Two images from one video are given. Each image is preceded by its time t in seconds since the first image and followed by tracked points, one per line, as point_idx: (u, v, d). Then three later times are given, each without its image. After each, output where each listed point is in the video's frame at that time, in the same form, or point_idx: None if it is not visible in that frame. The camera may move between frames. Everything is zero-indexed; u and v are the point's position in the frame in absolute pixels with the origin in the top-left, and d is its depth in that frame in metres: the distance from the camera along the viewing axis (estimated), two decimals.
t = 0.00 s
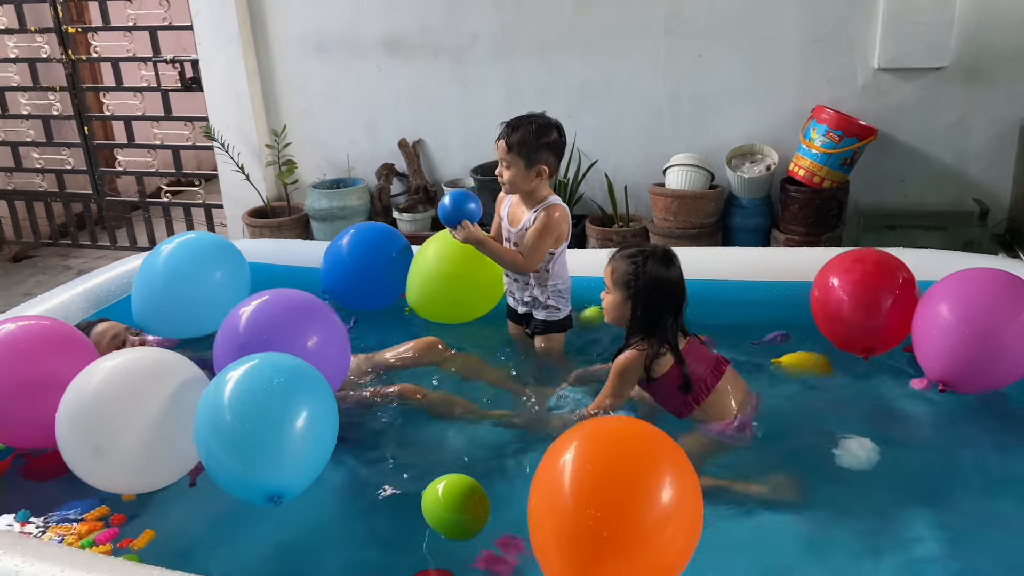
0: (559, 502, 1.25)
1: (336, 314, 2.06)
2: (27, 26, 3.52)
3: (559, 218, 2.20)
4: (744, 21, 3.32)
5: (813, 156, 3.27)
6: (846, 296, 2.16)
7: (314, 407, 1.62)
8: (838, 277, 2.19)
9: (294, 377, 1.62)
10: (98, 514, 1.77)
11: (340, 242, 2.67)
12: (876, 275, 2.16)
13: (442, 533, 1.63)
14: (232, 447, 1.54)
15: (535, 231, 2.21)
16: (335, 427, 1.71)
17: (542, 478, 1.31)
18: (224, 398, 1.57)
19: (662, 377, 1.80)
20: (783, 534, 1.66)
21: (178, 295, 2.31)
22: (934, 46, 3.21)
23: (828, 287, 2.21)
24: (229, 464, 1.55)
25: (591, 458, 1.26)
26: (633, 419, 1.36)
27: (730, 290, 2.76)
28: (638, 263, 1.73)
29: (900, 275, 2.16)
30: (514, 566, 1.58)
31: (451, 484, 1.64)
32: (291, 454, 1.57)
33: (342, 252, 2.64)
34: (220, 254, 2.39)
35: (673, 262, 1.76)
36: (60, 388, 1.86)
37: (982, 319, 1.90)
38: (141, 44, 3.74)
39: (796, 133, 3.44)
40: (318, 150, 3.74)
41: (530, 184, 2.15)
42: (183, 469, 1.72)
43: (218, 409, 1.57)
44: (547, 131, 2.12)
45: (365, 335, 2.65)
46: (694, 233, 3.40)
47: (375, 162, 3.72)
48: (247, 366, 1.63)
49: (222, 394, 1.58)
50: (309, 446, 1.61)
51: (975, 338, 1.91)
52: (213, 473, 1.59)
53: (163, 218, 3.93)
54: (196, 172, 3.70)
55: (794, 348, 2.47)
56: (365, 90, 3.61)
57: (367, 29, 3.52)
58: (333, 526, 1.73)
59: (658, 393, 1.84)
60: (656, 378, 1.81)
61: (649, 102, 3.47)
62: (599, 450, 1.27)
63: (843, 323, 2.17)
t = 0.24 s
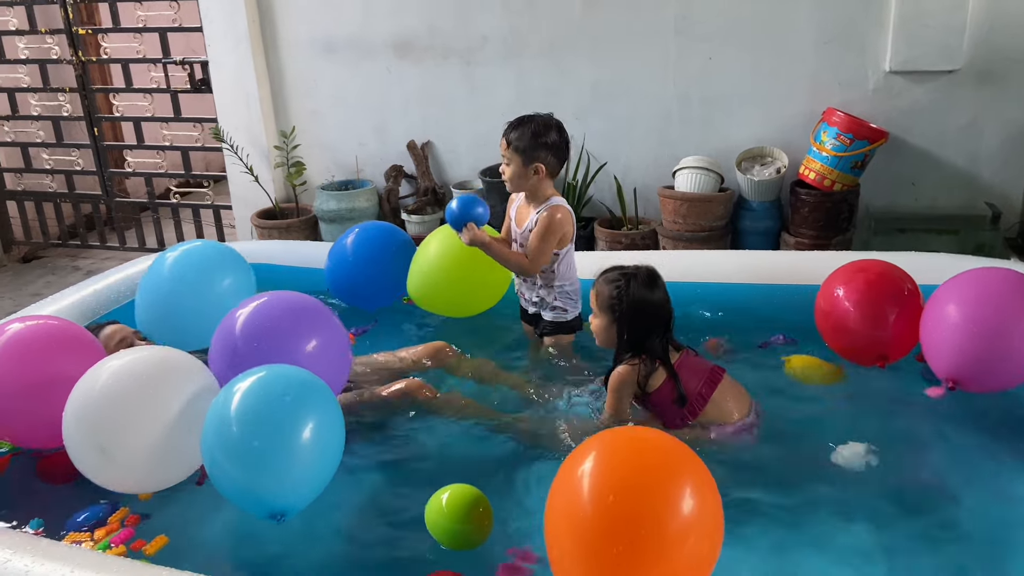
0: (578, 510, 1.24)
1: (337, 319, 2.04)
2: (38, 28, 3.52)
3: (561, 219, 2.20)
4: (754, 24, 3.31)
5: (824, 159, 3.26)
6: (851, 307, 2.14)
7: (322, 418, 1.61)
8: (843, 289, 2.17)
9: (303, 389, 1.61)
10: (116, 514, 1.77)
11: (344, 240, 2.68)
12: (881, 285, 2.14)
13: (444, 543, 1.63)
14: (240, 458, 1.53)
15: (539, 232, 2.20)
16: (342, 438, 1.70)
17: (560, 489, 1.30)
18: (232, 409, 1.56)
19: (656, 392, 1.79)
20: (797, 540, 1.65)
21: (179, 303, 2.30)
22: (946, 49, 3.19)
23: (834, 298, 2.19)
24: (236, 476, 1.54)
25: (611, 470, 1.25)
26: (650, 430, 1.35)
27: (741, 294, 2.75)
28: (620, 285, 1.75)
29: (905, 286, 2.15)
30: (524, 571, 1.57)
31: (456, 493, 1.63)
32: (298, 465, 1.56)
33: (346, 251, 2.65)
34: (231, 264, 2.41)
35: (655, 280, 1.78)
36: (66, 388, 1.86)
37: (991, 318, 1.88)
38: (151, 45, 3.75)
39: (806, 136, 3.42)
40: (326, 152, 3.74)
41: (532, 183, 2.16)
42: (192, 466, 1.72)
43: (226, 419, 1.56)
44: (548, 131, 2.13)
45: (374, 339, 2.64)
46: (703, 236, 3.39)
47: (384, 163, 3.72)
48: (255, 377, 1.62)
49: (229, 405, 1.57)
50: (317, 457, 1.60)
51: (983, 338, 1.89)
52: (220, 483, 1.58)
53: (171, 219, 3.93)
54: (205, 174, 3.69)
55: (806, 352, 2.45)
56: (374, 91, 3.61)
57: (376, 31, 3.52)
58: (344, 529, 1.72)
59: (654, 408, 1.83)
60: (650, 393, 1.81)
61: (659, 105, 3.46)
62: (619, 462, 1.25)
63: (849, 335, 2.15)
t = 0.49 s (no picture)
0: (596, 516, 1.24)
1: (348, 326, 2.03)
2: (47, 30, 3.53)
3: (558, 203, 2.22)
4: (763, 27, 3.30)
5: (833, 163, 3.25)
6: (857, 313, 2.13)
7: (322, 425, 1.61)
8: (849, 294, 2.17)
9: (302, 396, 1.61)
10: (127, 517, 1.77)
11: (349, 246, 2.71)
12: (887, 291, 2.13)
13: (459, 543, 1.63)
14: (241, 467, 1.52)
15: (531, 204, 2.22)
16: (344, 445, 1.70)
17: (579, 497, 1.29)
18: (231, 415, 1.56)
19: (662, 409, 1.80)
20: (810, 547, 1.64)
21: (213, 321, 2.28)
22: (956, 53, 3.18)
23: (838, 303, 2.18)
24: (235, 483, 1.53)
25: (632, 477, 1.24)
26: (669, 436, 1.34)
27: (752, 299, 2.73)
28: (616, 300, 1.77)
29: (912, 290, 2.14)
30: None
31: (470, 495, 1.64)
32: (299, 472, 1.55)
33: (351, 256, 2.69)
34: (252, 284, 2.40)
35: (652, 295, 1.80)
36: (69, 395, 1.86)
37: (998, 330, 1.87)
38: (159, 48, 3.76)
39: (815, 139, 3.41)
40: (334, 155, 3.74)
41: (536, 181, 2.21)
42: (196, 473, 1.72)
43: (226, 426, 1.55)
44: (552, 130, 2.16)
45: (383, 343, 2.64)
46: (712, 240, 3.38)
47: (391, 166, 3.71)
48: (255, 384, 1.62)
49: (229, 411, 1.57)
50: (318, 464, 1.59)
51: (990, 351, 1.88)
52: (220, 490, 1.57)
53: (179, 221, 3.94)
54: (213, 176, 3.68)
55: (817, 358, 2.43)
56: (382, 94, 3.61)
57: (385, 34, 3.52)
58: (355, 534, 1.72)
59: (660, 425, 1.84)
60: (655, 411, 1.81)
61: (667, 108, 3.46)
62: (640, 469, 1.24)
63: (855, 340, 2.14)
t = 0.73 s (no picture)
0: (609, 516, 1.24)
1: (359, 334, 2.04)
2: (56, 34, 3.54)
3: (559, 201, 2.22)
4: (770, 32, 3.30)
5: (839, 167, 3.25)
6: (859, 317, 2.13)
7: (322, 434, 1.61)
8: (851, 297, 2.17)
9: (302, 406, 1.61)
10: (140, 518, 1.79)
11: (350, 249, 2.74)
12: (889, 295, 2.13)
13: (465, 545, 1.63)
14: (239, 478, 1.53)
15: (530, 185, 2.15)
16: (343, 456, 1.70)
17: (591, 497, 1.30)
18: (231, 425, 1.57)
19: (670, 413, 1.78)
20: (816, 553, 1.63)
21: (227, 337, 2.29)
22: (963, 58, 3.17)
23: (840, 308, 2.19)
24: (234, 494, 1.53)
25: (645, 473, 1.24)
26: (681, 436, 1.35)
27: (758, 304, 2.73)
28: (624, 305, 1.75)
29: (915, 296, 2.14)
30: None
31: (476, 496, 1.64)
32: (298, 483, 1.56)
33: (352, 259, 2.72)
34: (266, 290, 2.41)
35: (659, 299, 1.78)
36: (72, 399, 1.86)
37: (1001, 332, 1.87)
38: (167, 52, 3.77)
39: (821, 144, 3.41)
40: (340, 158, 3.75)
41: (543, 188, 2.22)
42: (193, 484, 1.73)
43: (226, 436, 1.56)
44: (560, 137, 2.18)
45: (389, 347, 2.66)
46: (718, 244, 3.38)
47: (397, 170, 3.72)
48: (255, 393, 1.62)
49: (228, 421, 1.58)
50: (317, 474, 1.59)
51: (994, 353, 1.87)
52: (218, 501, 1.57)
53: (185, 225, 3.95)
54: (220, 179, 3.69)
55: (824, 363, 2.43)
56: (388, 98, 3.62)
57: (391, 38, 3.53)
58: (361, 538, 1.72)
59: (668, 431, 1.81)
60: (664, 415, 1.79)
61: (673, 112, 3.46)
62: (656, 467, 1.24)
63: (858, 345, 2.14)
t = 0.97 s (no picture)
0: (588, 522, 1.23)
1: (339, 323, 2.02)
2: (38, 27, 3.55)
3: (565, 208, 2.25)
4: (750, 26, 3.31)
5: (820, 160, 3.25)
6: (837, 309, 2.13)
7: (294, 436, 1.60)
8: (827, 289, 2.17)
9: (272, 404, 1.60)
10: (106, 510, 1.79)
11: (330, 247, 2.74)
12: (864, 286, 2.14)
13: (444, 549, 1.63)
14: (209, 480, 1.52)
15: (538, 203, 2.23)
16: (316, 460, 1.69)
17: (568, 505, 1.29)
18: (201, 425, 1.55)
19: (656, 367, 1.77)
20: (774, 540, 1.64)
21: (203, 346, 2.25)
22: (942, 51, 3.18)
23: (817, 299, 2.19)
24: (204, 497, 1.53)
25: (623, 478, 1.24)
26: (661, 438, 1.35)
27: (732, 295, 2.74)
28: (584, 267, 1.69)
29: (892, 288, 2.14)
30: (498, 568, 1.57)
31: (455, 501, 1.64)
32: (271, 484, 1.55)
33: (331, 257, 2.72)
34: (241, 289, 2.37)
35: (619, 254, 1.73)
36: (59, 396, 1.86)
37: (978, 325, 1.86)
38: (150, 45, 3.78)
39: (802, 137, 3.41)
40: (323, 152, 3.75)
41: (541, 180, 2.25)
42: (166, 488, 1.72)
43: (195, 438, 1.54)
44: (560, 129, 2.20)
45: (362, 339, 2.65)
46: (698, 237, 3.38)
47: (380, 163, 3.72)
48: (226, 394, 1.61)
49: (199, 421, 1.57)
50: (289, 475, 1.58)
51: (970, 346, 1.87)
52: (191, 506, 1.56)
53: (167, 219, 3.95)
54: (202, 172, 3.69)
55: (795, 354, 2.43)
56: (371, 92, 3.62)
57: (374, 31, 3.53)
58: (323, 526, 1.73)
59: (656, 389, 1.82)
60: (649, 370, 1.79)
61: (654, 106, 3.46)
62: (634, 473, 1.24)
63: (835, 335, 2.14)
